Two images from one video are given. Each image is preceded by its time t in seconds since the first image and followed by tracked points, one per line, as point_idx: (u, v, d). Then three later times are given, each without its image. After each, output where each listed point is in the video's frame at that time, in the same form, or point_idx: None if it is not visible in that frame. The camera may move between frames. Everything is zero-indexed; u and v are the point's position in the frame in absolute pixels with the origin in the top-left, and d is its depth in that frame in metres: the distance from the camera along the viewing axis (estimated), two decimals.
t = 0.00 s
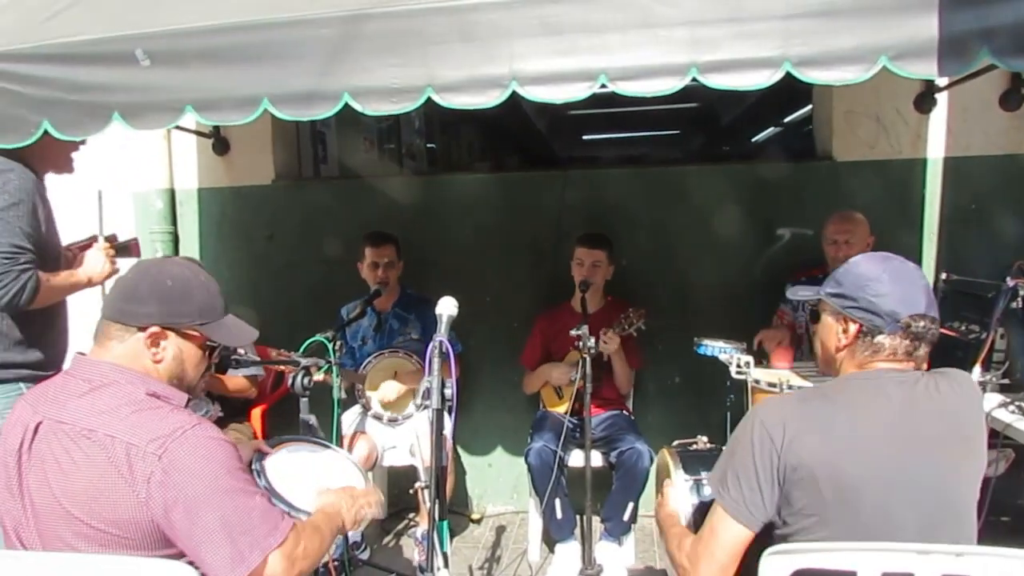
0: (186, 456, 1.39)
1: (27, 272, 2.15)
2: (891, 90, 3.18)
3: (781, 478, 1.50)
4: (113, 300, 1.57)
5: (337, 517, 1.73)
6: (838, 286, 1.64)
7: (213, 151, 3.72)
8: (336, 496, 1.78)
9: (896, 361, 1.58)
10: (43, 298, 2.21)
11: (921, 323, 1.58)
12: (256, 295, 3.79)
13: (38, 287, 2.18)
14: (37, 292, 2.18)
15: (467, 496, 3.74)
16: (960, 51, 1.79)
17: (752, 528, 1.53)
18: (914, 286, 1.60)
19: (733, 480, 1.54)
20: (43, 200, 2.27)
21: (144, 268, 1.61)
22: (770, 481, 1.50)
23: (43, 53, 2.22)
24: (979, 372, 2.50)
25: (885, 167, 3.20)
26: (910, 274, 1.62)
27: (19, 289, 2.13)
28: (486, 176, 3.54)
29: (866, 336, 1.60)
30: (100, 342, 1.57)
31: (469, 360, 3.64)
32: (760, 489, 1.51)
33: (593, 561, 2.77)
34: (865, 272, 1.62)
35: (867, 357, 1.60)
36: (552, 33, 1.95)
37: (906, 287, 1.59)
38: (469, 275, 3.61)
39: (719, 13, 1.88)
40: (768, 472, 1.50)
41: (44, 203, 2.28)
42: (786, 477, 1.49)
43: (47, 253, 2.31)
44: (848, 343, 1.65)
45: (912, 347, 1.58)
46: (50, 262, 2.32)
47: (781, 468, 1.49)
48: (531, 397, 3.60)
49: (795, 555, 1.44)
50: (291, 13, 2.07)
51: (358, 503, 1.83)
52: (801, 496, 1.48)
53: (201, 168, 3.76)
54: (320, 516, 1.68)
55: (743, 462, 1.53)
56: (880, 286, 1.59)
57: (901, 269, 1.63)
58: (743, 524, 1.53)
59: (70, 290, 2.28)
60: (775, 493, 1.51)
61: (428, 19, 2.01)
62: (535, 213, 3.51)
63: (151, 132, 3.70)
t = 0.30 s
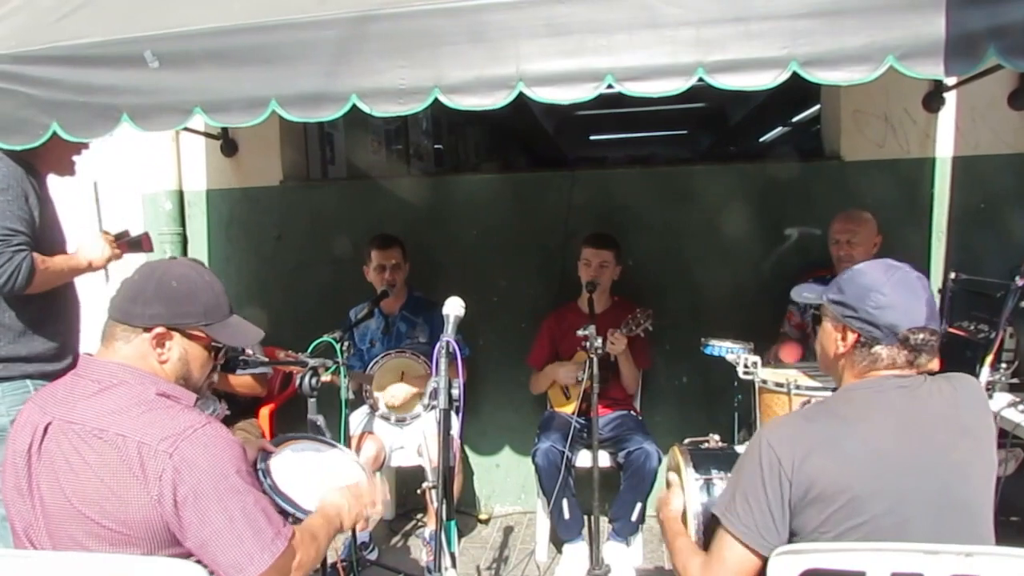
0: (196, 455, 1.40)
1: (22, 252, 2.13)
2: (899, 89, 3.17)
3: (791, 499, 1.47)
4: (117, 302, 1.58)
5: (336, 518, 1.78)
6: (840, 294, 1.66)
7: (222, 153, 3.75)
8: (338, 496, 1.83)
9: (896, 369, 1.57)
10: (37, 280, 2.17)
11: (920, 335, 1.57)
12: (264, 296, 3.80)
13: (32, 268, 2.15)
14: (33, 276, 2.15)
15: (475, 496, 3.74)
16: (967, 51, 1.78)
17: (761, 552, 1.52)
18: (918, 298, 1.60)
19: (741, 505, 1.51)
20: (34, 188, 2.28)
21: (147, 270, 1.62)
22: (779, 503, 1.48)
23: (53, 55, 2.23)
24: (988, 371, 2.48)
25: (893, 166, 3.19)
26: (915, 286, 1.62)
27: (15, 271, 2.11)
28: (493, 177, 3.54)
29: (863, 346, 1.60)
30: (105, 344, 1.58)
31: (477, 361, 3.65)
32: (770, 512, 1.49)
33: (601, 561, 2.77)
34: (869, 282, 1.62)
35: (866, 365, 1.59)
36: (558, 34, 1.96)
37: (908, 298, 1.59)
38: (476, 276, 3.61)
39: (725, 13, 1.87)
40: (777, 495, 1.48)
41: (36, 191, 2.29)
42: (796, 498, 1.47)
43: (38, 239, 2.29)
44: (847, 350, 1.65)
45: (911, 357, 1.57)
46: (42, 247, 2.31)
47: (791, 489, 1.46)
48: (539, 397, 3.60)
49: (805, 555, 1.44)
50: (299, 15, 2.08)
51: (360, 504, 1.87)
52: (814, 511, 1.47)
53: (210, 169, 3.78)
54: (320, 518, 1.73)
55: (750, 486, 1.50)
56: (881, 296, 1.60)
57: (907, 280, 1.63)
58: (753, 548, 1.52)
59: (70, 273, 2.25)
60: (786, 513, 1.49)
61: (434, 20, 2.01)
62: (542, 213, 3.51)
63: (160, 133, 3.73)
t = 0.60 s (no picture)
0: (203, 454, 1.41)
1: (22, 262, 2.13)
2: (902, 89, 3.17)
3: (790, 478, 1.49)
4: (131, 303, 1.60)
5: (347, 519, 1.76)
6: (851, 288, 1.64)
7: (227, 155, 3.76)
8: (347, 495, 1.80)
9: (908, 363, 1.57)
10: (41, 293, 2.19)
11: (934, 327, 1.57)
12: (269, 298, 3.81)
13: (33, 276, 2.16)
14: (34, 287, 2.16)
15: (480, 497, 3.75)
16: (970, 49, 1.78)
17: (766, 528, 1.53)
18: (928, 290, 1.60)
19: (742, 479, 1.54)
20: (32, 193, 2.26)
21: (164, 273, 1.64)
22: (778, 478, 1.50)
23: (59, 59, 2.24)
24: (994, 370, 2.47)
25: (897, 165, 3.19)
26: (924, 278, 1.62)
27: (15, 282, 2.12)
28: (496, 178, 3.55)
29: (877, 339, 1.59)
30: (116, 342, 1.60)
31: (481, 362, 3.65)
32: (770, 487, 1.51)
33: (606, 561, 2.77)
34: (880, 275, 1.61)
35: (878, 359, 1.59)
36: (561, 35, 1.96)
37: (921, 291, 1.59)
38: (480, 277, 3.62)
39: (728, 13, 1.88)
40: (776, 470, 1.50)
41: (34, 195, 2.28)
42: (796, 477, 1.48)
43: (36, 245, 2.29)
44: (860, 344, 1.64)
45: (925, 350, 1.57)
46: (42, 252, 2.31)
47: (791, 469, 1.48)
48: (544, 398, 3.60)
49: (809, 553, 1.44)
50: (302, 18, 2.09)
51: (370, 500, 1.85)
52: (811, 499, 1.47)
53: (214, 171, 3.79)
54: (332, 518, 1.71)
55: (751, 462, 1.53)
56: (894, 288, 1.59)
57: (916, 272, 1.62)
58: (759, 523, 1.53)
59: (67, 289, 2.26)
60: (785, 490, 1.51)
61: (438, 22, 2.02)
62: (546, 215, 3.52)
63: (165, 137, 3.74)
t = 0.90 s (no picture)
0: (204, 457, 1.41)
1: (14, 274, 2.14)
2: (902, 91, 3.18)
3: (794, 495, 1.48)
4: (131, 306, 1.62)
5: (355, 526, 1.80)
6: (839, 290, 1.68)
7: (229, 157, 3.77)
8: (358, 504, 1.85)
9: (896, 365, 1.56)
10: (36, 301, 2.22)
11: (916, 327, 1.57)
12: (270, 300, 3.82)
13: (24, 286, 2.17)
14: (26, 299, 2.18)
15: (480, 499, 3.75)
16: (969, 52, 1.79)
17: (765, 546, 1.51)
18: (914, 292, 1.61)
19: (744, 502, 1.52)
20: (25, 202, 2.26)
21: (160, 275, 1.65)
22: (781, 498, 1.49)
23: (60, 61, 2.25)
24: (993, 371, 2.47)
25: (898, 167, 3.19)
26: (913, 281, 1.63)
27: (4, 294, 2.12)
28: (497, 179, 3.55)
29: (861, 339, 1.61)
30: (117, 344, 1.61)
31: (482, 363, 3.66)
32: (773, 508, 1.49)
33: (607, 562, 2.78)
34: (865, 277, 1.65)
35: (862, 359, 1.60)
36: (561, 38, 1.97)
37: (905, 292, 1.60)
38: (480, 278, 3.62)
39: (728, 15, 1.88)
40: (778, 490, 1.48)
41: (29, 207, 2.27)
42: (798, 494, 1.47)
43: (32, 254, 2.30)
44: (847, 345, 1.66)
45: (909, 351, 1.57)
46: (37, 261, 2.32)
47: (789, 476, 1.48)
48: (544, 399, 3.61)
49: (809, 554, 1.44)
50: (303, 21, 2.10)
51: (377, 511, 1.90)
52: (813, 506, 1.47)
53: (215, 172, 3.80)
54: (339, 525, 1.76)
55: (752, 483, 1.51)
56: (877, 289, 1.61)
57: (905, 276, 1.64)
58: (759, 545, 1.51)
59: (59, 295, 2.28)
60: (789, 509, 1.49)
61: (438, 25, 2.02)
62: (547, 218, 3.53)
63: (166, 138, 3.75)
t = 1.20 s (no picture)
0: (193, 466, 1.41)
1: None
2: (886, 91, 3.20)
3: (778, 488, 1.49)
4: (100, 321, 1.55)
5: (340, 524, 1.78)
6: (823, 289, 1.68)
7: (217, 162, 3.76)
8: (339, 503, 1.82)
9: (884, 359, 1.58)
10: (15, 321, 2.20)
11: (904, 318, 1.59)
12: (259, 304, 3.81)
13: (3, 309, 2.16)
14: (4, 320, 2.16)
15: (472, 502, 3.75)
16: (949, 52, 1.80)
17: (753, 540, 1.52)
18: (897, 285, 1.63)
19: (730, 492, 1.53)
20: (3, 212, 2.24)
21: (115, 283, 1.58)
22: (765, 490, 1.50)
23: (43, 67, 2.24)
24: (978, 367, 2.54)
25: (883, 166, 3.22)
26: (893, 274, 1.65)
27: None
28: (485, 182, 3.56)
29: (852, 335, 1.61)
30: (91, 360, 1.56)
31: (472, 366, 3.66)
32: (757, 500, 1.50)
33: (599, 563, 2.78)
34: (848, 273, 1.65)
35: (853, 355, 1.61)
36: (546, 41, 1.98)
37: (889, 285, 1.62)
38: (470, 282, 3.62)
39: (711, 18, 1.90)
40: (762, 482, 1.49)
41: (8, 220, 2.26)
42: (781, 487, 1.49)
43: (12, 272, 2.31)
44: (837, 343, 1.66)
45: (898, 344, 1.59)
46: (14, 277, 2.32)
47: (777, 476, 1.48)
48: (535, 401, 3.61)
49: (795, 552, 1.45)
50: (288, 25, 2.10)
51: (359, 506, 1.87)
52: (796, 499, 1.48)
53: (204, 178, 3.79)
54: (325, 526, 1.73)
55: (738, 474, 1.52)
56: (862, 285, 1.62)
57: (885, 269, 1.66)
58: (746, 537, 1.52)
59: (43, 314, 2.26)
60: (772, 502, 1.50)
61: (423, 29, 2.03)
62: (536, 221, 3.53)
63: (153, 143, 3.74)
